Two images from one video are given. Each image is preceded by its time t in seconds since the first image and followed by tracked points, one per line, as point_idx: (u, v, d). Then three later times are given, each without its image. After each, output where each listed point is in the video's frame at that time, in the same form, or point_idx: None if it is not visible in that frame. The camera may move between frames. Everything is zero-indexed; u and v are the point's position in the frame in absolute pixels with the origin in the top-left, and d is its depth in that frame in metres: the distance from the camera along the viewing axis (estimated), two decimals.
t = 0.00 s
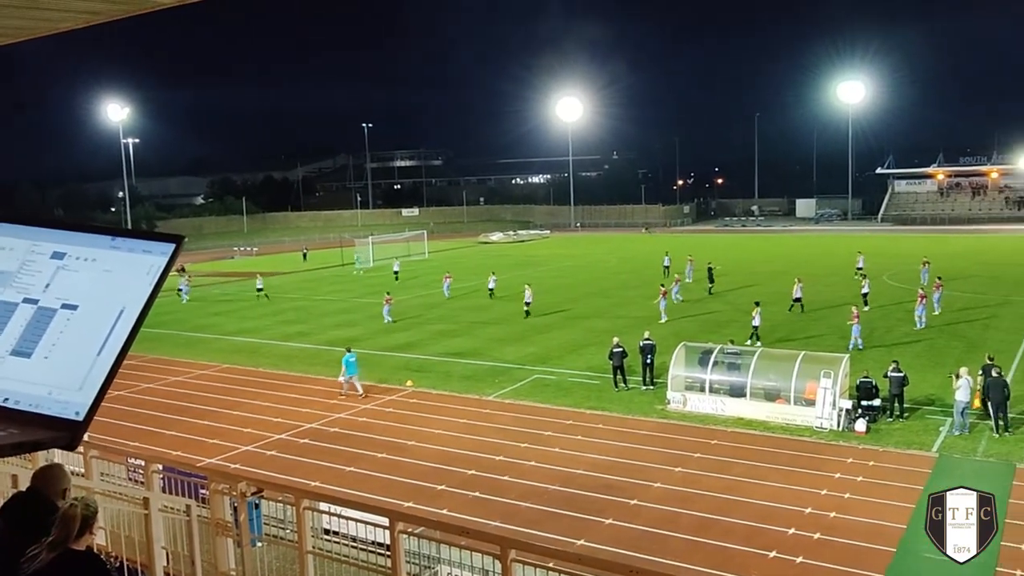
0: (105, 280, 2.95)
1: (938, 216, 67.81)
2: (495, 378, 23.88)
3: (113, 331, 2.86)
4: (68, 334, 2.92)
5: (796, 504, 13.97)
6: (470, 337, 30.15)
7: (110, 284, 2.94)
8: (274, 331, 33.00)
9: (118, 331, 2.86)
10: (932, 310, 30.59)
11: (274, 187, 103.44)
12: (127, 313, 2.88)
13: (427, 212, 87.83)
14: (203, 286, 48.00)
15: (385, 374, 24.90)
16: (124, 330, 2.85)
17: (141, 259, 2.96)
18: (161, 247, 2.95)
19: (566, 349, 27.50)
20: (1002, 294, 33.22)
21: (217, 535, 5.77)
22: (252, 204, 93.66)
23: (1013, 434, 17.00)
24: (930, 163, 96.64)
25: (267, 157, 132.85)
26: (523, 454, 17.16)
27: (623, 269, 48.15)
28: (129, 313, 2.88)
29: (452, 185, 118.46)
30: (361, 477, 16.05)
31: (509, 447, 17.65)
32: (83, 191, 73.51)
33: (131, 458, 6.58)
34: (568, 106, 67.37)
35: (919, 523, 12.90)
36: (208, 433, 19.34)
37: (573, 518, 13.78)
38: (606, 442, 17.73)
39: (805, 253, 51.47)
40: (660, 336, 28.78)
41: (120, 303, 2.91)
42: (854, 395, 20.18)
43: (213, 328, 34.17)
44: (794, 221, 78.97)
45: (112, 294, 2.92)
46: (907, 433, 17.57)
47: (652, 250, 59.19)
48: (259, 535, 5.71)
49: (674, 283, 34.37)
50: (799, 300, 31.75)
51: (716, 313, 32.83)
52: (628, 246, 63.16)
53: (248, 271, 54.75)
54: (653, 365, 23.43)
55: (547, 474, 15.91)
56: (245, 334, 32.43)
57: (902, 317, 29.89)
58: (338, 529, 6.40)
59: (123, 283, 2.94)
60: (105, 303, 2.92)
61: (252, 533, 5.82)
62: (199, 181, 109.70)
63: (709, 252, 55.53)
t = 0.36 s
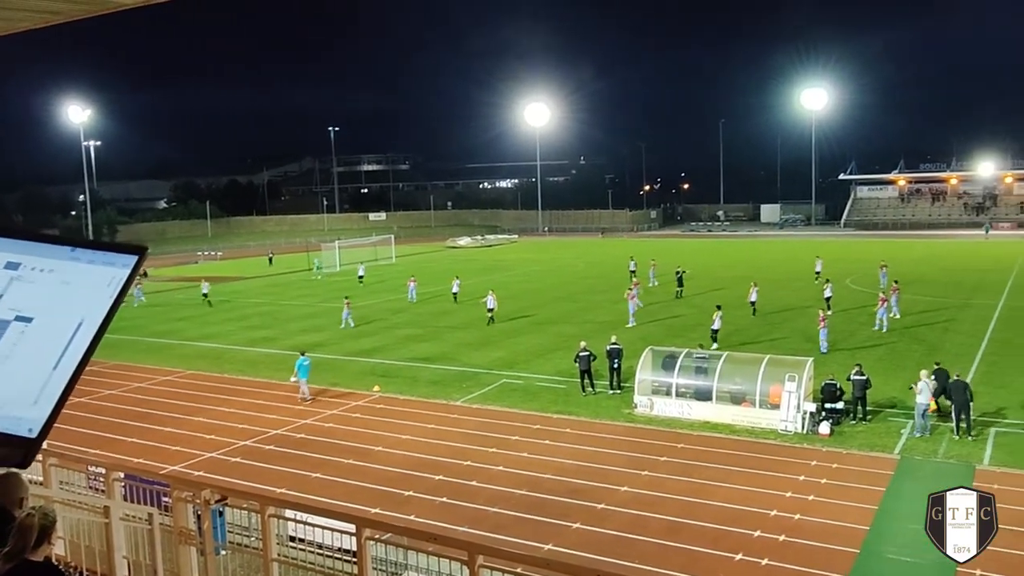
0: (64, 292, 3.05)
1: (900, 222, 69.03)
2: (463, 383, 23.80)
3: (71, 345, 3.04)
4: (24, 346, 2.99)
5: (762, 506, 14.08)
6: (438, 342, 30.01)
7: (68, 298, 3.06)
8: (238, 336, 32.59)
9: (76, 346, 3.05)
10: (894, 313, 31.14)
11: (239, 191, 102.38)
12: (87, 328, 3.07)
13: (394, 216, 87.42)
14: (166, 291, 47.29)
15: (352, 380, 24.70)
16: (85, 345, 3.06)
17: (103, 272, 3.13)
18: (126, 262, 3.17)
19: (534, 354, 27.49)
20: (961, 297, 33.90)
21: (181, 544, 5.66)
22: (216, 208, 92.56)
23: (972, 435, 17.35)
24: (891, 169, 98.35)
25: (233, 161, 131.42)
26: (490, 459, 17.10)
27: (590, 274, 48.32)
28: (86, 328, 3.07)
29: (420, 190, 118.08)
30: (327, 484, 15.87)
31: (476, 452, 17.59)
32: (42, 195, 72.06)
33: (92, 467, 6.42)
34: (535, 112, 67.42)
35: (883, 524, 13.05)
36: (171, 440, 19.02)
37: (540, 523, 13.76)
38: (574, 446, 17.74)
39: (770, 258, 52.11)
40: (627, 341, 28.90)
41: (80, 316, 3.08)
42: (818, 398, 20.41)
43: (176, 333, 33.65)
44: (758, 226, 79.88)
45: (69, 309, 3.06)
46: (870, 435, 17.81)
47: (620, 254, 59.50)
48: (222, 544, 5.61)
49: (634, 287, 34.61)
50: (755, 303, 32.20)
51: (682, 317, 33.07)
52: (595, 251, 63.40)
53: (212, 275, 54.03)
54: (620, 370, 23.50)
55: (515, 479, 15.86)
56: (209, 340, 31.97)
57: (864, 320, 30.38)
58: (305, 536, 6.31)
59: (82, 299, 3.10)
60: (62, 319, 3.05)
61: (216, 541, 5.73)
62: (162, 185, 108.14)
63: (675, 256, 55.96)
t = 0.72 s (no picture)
0: None
1: (862, 228, 70.17)
2: (431, 389, 23.67)
3: None
4: None
5: (729, 510, 14.18)
6: (406, 348, 29.82)
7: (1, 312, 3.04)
8: (202, 343, 32.12)
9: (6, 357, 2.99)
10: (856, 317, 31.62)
11: (203, 196, 101.10)
12: (14, 339, 2.99)
13: (361, 222, 86.92)
14: (128, 297, 46.51)
15: (319, 386, 24.46)
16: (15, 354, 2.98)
17: (35, 278, 3.06)
18: (53, 268, 3.08)
19: (502, 359, 27.44)
20: (922, 302, 34.51)
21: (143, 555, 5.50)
22: (180, 213, 91.32)
23: (933, 437, 17.64)
24: (853, 176, 99.95)
25: (197, 165, 129.82)
26: (459, 465, 17.02)
27: (558, 279, 48.40)
28: (16, 338, 3.00)
29: (387, 195, 117.58)
30: (293, 491, 15.69)
31: (445, 458, 17.50)
32: None
33: (53, 475, 6.25)
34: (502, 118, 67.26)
35: (848, 527, 13.18)
36: (134, 449, 18.68)
37: (508, 529, 13.71)
38: (542, 451, 17.72)
39: (736, 264, 52.64)
40: (594, 346, 28.97)
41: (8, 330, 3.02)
42: (783, 402, 20.63)
43: (138, 340, 33.07)
44: (725, 232, 80.69)
45: None
46: (834, 438, 18.02)
47: (588, 260, 59.68)
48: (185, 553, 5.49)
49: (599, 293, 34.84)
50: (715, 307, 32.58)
51: (649, 322, 33.23)
52: (563, 256, 63.50)
53: (176, 281, 53.28)
54: (588, 375, 23.53)
55: (484, 485, 15.80)
56: (171, 346, 31.47)
57: (829, 324, 30.78)
58: (270, 546, 6.19)
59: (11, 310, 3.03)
60: None
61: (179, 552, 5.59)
62: (125, 189, 106.48)
63: (642, 262, 56.29)
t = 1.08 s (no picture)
0: None
1: (834, 232, 71.16)
2: (406, 394, 23.57)
3: None
4: None
5: (702, 512, 14.26)
6: (380, 353, 29.71)
7: None
8: (174, 348, 31.75)
9: None
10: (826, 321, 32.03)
11: (175, 200, 100.02)
12: None
13: (336, 226, 86.51)
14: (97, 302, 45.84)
15: (292, 392, 24.27)
16: None
17: None
18: None
19: (478, 364, 27.42)
20: (891, 305, 35.01)
21: (113, 564, 5.43)
22: (151, 217, 90.31)
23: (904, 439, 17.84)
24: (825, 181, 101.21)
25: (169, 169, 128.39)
26: (433, 470, 16.96)
27: (533, 283, 48.50)
28: None
29: (361, 200, 117.17)
30: (265, 498, 15.54)
31: (419, 463, 17.43)
32: None
33: (19, 484, 6.13)
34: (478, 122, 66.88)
35: (820, 529, 13.29)
36: (105, 456, 18.43)
37: (482, 533, 13.68)
38: (517, 456, 17.70)
39: (709, 268, 53.08)
40: (569, 350, 29.04)
41: None
42: (756, 404, 20.77)
43: (108, 345, 32.62)
44: (699, 236, 81.35)
45: None
46: (807, 440, 18.17)
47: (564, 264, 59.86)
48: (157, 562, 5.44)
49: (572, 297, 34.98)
50: (683, 310, 32.93)
51: (623, 326, 33.38)
52: (538, 260, 63.58)
53: (147, 285, 52.68)
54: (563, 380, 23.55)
55: (459, 490, 15.74)
56: (143, 351, 31.07)
57: (800, 327, 31.12)
58: (242, 554, 6.13)
59: None
60: None
61: (151, 560, 5.54)
62: (95, 193, 105.06)
63: (616, 266, 56.57)
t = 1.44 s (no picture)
0: None
1: (814, 234, 71.81)
2: (388, 398, 23.46)
3: None
4: None
5: (684, 514, 14.28)
6: (362, 356, 29.56)
7: None
8: (153, 353, 31.45)
9: None
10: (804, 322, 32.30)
11: (154, 203, 99.18)
12: None
13: (317, 229, 86.14)
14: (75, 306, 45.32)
15: (273, 396, 24.09)
16: None
17: None
18: None
19: (460, 367, 27.35)
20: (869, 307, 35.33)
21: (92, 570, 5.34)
22: (130, 220, 89.58)
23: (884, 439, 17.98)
24: (804, 184, 102.01)
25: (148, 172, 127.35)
26: (416, 473, 16.89)
27: (514, 287, 48.51)
28: None
29: (342, 203, 116.77)
30: (246, 503, 15.41)
31: (402, 467, 17.35)
32: None
33: None
34: (458, 125, 66.66)
35: (801, 529, 13.34)
36: (83, 461, 18.21)
37: (465, 537, 13.63)
38: (500, 459, 17.65)
39: (690, 270, 53.33)
40: (551, 353, 29.03)
41: None
42: (737, 406, 20.86)
43: (86, 350, 32.25)
44: (680, 239, 81.73)
45: None
46: (788, 441, 18.26)
47: (546, 267, 59.94)
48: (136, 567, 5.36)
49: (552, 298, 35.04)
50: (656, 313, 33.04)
51: (605, 328, 33.44)
52: (520, 263, 63.63)
53: (125, 289, 52.18)
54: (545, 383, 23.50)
55: (441, 493, 15.69)
56: (121, 356, 30.73)
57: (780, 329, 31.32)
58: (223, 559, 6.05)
59: None
60: None
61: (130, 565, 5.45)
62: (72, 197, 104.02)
63: (597, 268, 56.67)
